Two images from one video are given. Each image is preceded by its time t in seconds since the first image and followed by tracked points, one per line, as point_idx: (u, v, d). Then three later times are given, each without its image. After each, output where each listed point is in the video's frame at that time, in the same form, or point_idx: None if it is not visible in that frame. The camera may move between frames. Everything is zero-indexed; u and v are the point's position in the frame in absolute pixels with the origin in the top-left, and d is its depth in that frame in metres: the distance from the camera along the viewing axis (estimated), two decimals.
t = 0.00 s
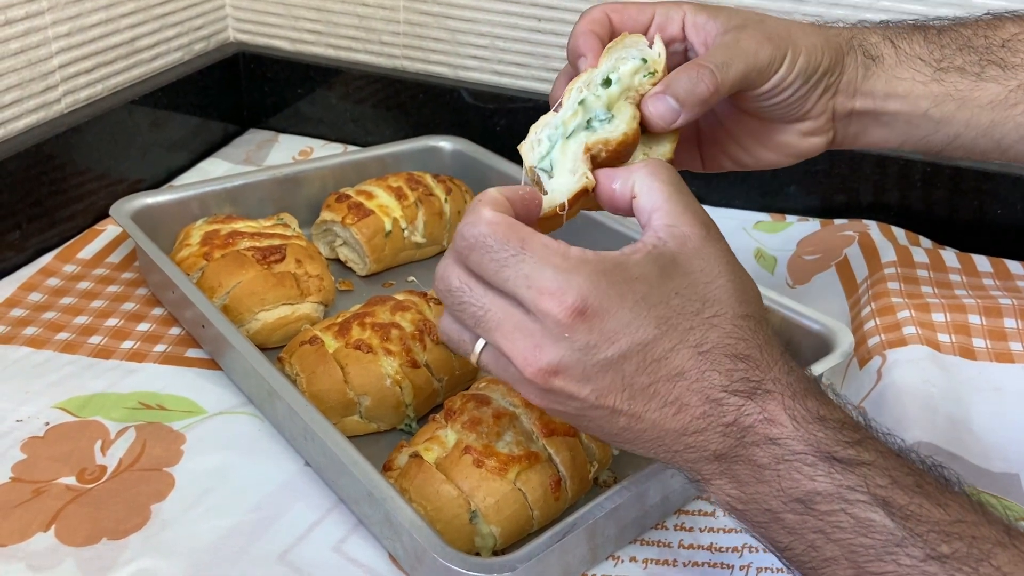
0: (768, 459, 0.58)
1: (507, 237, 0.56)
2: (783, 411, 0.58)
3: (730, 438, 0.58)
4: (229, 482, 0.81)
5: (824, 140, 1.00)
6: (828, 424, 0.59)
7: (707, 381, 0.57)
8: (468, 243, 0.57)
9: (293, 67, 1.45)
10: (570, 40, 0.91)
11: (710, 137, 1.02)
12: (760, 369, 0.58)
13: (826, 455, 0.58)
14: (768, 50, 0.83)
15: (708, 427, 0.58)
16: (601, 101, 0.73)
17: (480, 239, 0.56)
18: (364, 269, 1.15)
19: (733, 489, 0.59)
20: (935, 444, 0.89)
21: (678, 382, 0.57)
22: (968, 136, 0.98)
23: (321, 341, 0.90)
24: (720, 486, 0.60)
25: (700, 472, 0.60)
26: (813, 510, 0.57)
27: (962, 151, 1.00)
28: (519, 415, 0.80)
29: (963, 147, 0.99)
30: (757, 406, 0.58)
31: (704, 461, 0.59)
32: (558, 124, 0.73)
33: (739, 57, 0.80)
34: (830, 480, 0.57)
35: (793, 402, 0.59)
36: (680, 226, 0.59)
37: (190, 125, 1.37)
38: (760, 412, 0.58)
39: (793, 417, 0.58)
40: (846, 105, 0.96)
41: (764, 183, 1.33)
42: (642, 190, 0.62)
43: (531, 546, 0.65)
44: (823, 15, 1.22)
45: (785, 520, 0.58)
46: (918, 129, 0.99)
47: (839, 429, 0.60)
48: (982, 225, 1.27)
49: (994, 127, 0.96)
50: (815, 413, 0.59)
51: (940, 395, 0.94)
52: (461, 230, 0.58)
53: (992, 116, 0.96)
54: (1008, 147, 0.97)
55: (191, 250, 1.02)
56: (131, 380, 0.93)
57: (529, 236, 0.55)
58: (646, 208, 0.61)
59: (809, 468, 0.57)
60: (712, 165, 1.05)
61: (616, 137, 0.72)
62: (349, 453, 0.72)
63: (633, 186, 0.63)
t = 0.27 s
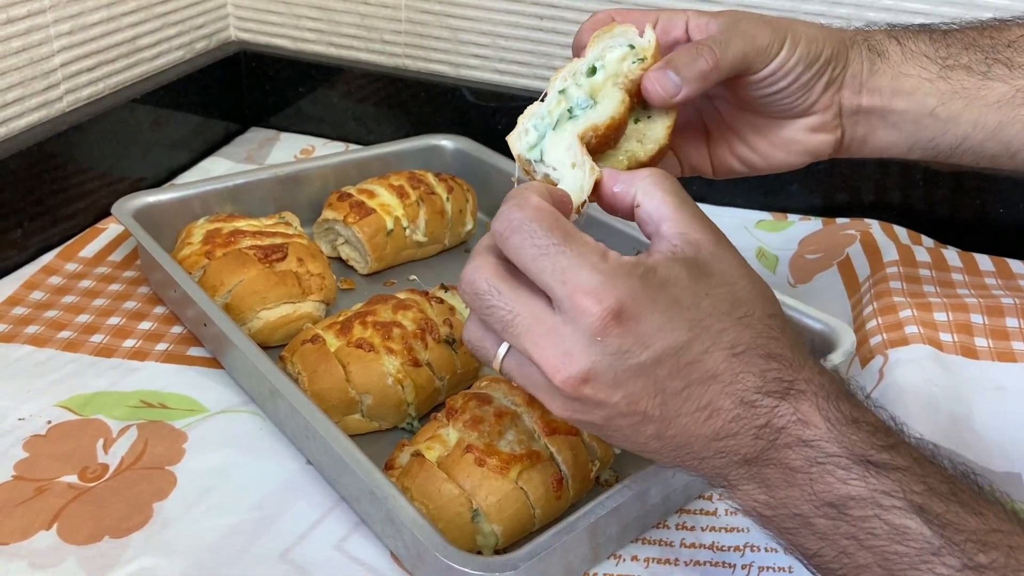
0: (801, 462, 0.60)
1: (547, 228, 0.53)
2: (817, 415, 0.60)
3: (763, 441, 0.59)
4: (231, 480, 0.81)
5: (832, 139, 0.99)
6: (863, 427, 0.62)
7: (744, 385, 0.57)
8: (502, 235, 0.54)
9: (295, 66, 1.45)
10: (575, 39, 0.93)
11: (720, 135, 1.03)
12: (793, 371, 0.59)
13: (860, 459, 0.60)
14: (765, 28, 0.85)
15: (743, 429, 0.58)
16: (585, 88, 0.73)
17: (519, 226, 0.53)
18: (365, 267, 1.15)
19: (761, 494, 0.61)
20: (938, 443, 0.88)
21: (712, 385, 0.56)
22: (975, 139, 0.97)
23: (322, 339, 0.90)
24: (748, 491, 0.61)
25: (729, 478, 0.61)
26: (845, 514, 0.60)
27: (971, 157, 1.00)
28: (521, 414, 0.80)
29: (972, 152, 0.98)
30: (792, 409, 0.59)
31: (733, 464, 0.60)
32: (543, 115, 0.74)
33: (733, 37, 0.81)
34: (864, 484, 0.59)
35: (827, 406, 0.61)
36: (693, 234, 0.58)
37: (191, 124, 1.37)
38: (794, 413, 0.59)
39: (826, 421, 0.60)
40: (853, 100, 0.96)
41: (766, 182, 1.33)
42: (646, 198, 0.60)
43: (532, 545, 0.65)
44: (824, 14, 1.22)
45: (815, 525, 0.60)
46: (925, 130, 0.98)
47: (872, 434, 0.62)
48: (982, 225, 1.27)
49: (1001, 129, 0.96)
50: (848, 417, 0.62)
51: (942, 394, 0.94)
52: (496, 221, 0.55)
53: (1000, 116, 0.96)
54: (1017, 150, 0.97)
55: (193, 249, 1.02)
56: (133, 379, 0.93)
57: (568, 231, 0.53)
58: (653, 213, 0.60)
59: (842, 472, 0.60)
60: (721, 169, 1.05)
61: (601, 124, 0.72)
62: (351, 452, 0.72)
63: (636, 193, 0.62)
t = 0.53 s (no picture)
0: (818, 461, 0.60)
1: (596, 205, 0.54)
2: (835, 413, 0.61)
3: (783, 439, 0.60)
4: (233, 480, 0.81)
5: (838, 147, 0.99)
6: (879, 427, 0.63)
7: (767, 381, 0.58)
8: (552, 212, 0.55)
9: (296, 65, 1.45)
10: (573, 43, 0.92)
11: (724, 141, 1.02)
12: (813, 372, 0.61)
13: (876, 457, 0.61)
14: (769, 18, 0.86)
15: (765, 426, 0.59)
16: (590, 55, 0.73)
17: (570, 201, 0.54)
18: (366, 267, 1.15)
19: (775, 494, 0.61)
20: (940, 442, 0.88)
21: (738, 381, 0.57)
22: (985, 151, 0.98)
23: (324, 339, 0.90)
24: (760, 493, 0.61)
25: (743, 479, 0.61)
26: (861, 511, 0.59)
27: (980, 171, 1.01)
28: (523, 413, 0.80)
29: (982, 165, 0.99)
30: (811, 406, 0.60)
31: (750, 464, 0.60)
32: (547, 75, 0.72)
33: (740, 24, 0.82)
34: (881, 481, 0.60)
35: (843, 405, 0.62)
36: (710, 242, 0.60)
37: (193, 124, 1.37)
38: (814, 412, 0.60)
39: (844, 420, 0.61)
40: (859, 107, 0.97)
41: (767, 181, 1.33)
42: (662, 205, 0.62)
43: (534, 545, 0.65)
44: (826, 13, 1.22)
45: (831, 524, 0.60)
46: (933, 141, 0.99)
47: (887, 434, 0.63)
48: (984, 224, 1.27)
49: (1010, 141, 0.97)
50: (863, 417, 0.63)
51: (943, 394, 0.94)
52: (547, 200, 0.56)
53: (1009, 127, 0.97)
54: None
55: (195, 248, 1.02)
56: (135, 378, 0.93)
57: (618, 213, 0.54)
58: (670, 219, 0.62)
59: (859, 469, 0.60)
60: (728, 176, 1.03)
61: (609, 89, 0.71)
62: (352, 451, 0.72)
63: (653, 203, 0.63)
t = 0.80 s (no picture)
0: (831, 451, 0.60)
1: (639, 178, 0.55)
2: (852, 403, 0.62)
3: (799, 426, 0.60)
4: (234, 479, 0.81)
5: (838, 158, 0.99)
6: (893, 421, 0.64)
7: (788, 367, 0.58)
8: (595, 178, 0.55)
9: (297, 65, 1.45)
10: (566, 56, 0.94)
11: (725, 153, 1.03)
12: (830, 363, 0.62)
13: (891, 448, 0.61)
14: (757, 19, 0.87)
15: (783, 411, 0.59)
16: (581, 53, 0.73)
17: (617, 171, 0.55)
18: (367, 266, 1.15)
19: (781, 485, 0.61)
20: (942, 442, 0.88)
21: (762, 364, 0.57)
22: (991, 162, 0.98)
23: (324, 339, 0.90)
24: (767, 483, 0.61)
25: (752, 466, 0.61)
26: (871, 502, 0.59)
27: (986, 185, 1.00)
28: (523, 413, 0.80)
29: (987, 177, 0.99)
30: (830, 394, 0.61)
31: (763, 450, 0.60)
32: (542, 75, 0.72)
33: (728, 24, 0.84)
34: (892, 471, 0.60)
35: (858, 396, 0.63)
36: (737, 230, 0.57)
37: (193, 123, 1.37)
38: (831, 401, 0.61)
39: (859, 410, 0.62)
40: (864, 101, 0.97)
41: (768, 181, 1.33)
42: (693, 190, 0.59)
43: (534, 544, 0.65)
44: (826, 13, 1.22)
45: (839, 515, 0.60)
46: (938, 152, 0.98)
47: (900, 429, 0.64)
48: (985, 224, 1.27)
49: (1016, 151, 0.97)
50: (876, 410, 0.64)
51: (945, 395, 0.94)
52: (591, 171, 0.56)
53: (1014, 138, 0.97)
54: None
55: (196, 248, 1.02)
56: (135, 378, 0.93)
57: (662, 187, 0.55)
58: (698, 203, 0.59)
59: (872, 459, 0.60)
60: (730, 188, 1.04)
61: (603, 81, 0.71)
62: (352, 451, 0.72)
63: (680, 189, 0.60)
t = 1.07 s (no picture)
0: (818, 469, 0.60)
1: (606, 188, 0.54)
2: (836, 419, 0.61)
3: (781, 443, 0.59)
4: (234, 479, 0.81)
5: (838, 160, 0.99)
6: (883, 438, 0.62)
7: (768, 383, 0.57)
8: (561, 192, 0.55)
9: (298, 65, 1.45)
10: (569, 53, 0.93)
11: (726, 151, 1.03)
12: (816, 378, 0.61)
13: (879, 467, 0.60)
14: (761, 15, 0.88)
15: (764, 427, 0.58)
16: (582, 31, 0.77)
17: (581, 181, 0.54)
18: (367, 266, 1.15)
19: (769, 501, 0.61)
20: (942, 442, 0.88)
21: (739, 380, 0.56)
22: (990, 168, 0.98)
23: (325, 339, 0.90)
24: (754, 499, 0.61)
25: (737, 482, 0.61)
26: (862, 522, 0.59)
27: (986, 191, 0.99)
28: (523, 413, 0.80)
29: (987, 182, 0.98)
30: (812, 410, 0.60)
31: (747, 466, 0.60)
32: (541, 47, 0.76)
33: (734, 19, 0.85)
34: (883, 492, 0.59)
35: (844, 410, 0.61)
36: (720, 239, 0.58)
37: (194, 123, 1.37)
38: (815, 418, 0.60)
39: (844, 427, 0.61)
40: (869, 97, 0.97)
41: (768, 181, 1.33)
42: (672, 202, 0.60)
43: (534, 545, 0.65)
44: (826, 13, 1.22)
45: (827, 535, 0.60)
46: (938, 158, 0.98)
47: (891, 444, 0.62)
48: (986, 225, 1.27)
49: (1015, 157, 0.97)
50: (864, 424, 0.62)
51: (944, 395, 0.94)
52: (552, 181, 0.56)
53: (1014, 144, 0.97)
54: None
55: (196, 248, 1.02)
56: (136, 378, 0.93)
57: (630, 196, 0.54)
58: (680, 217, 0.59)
59: (861, 479, 0.59)
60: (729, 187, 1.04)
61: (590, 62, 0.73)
62: (352, 450, 0.73)
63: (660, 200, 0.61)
